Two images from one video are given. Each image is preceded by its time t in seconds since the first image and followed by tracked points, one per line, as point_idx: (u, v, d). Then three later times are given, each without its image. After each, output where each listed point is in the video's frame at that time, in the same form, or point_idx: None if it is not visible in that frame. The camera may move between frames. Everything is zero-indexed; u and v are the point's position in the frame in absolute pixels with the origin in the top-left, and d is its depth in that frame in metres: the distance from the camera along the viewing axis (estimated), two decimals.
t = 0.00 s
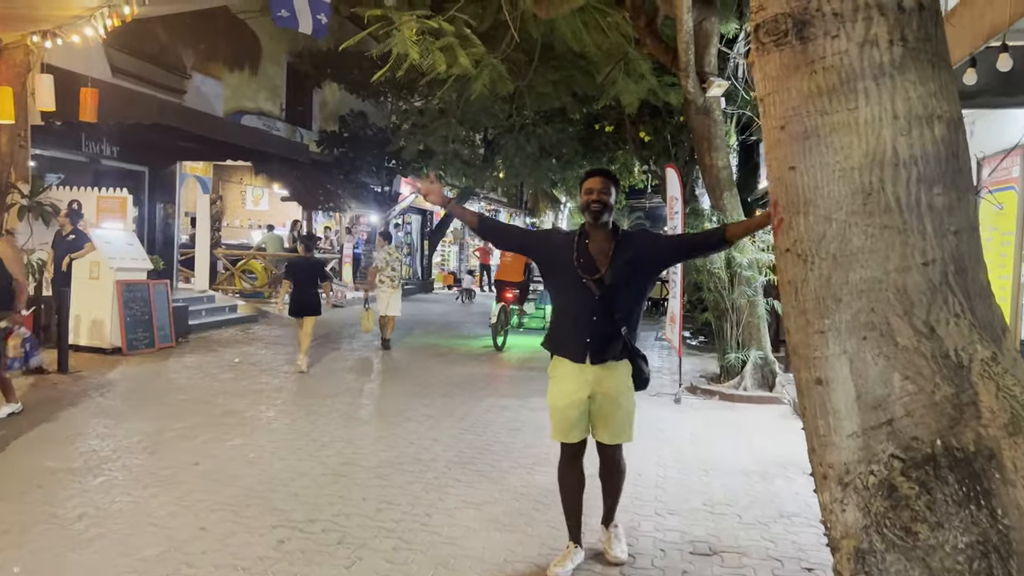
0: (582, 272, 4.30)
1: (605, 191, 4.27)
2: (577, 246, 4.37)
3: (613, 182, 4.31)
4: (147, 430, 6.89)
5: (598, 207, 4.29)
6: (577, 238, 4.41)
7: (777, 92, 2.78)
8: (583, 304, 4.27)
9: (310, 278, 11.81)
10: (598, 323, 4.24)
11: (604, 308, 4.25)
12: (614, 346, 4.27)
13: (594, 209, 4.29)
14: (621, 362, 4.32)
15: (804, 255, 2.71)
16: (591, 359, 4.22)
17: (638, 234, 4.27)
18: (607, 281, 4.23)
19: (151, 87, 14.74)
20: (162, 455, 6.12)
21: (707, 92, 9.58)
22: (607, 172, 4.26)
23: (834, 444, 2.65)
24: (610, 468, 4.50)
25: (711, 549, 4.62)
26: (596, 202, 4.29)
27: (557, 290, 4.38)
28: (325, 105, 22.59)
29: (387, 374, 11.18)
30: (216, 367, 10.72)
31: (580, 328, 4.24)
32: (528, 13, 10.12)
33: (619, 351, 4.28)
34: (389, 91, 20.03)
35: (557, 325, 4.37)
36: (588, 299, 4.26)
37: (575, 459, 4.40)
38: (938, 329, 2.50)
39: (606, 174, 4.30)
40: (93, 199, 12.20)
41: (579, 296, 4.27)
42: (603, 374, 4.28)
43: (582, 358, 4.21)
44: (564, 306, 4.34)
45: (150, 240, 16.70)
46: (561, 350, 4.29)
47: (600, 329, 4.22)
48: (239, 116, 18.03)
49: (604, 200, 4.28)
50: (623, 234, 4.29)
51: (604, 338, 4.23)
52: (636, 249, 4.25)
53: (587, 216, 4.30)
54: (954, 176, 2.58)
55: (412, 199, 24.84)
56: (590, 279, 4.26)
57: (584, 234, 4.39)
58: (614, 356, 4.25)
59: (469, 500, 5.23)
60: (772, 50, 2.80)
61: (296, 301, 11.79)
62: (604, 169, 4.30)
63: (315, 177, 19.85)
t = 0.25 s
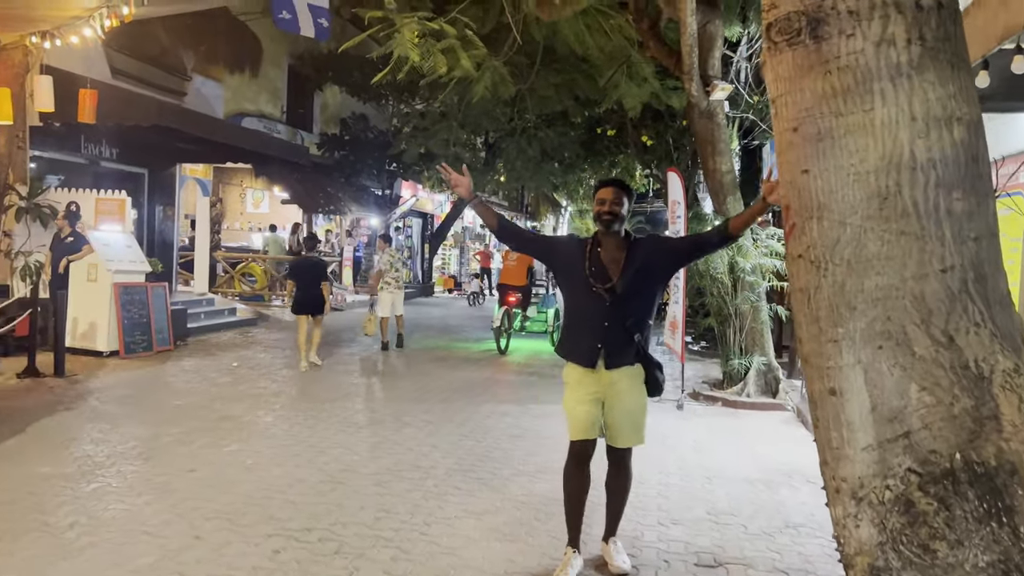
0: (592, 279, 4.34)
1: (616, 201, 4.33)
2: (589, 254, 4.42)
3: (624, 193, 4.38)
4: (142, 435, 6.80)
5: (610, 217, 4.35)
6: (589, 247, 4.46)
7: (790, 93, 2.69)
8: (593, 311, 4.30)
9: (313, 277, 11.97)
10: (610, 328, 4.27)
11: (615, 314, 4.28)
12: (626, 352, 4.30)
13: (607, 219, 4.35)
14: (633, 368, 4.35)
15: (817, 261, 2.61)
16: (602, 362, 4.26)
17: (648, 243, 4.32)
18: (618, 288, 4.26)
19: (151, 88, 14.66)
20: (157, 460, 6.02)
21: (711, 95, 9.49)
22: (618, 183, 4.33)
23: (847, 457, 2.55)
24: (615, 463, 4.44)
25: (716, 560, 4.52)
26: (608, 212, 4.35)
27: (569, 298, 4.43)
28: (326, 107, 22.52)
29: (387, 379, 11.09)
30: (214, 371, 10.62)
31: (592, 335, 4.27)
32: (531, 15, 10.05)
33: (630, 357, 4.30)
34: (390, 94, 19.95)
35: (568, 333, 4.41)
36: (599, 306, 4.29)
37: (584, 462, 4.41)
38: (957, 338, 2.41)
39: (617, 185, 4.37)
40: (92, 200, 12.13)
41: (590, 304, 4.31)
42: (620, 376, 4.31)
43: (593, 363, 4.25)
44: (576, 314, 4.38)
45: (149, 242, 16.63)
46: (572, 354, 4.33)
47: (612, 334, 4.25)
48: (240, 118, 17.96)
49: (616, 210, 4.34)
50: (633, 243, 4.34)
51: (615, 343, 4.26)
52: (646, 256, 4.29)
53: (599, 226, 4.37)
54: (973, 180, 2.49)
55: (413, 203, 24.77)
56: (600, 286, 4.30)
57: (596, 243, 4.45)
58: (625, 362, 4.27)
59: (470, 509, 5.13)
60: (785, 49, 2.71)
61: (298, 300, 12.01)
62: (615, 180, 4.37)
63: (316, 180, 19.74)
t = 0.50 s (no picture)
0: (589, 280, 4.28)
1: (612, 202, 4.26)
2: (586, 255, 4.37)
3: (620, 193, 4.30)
4: (134, 435, 6.73)
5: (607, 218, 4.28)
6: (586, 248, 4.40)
7: (794, 87, 2.62)
8: (590, 310, 4.25)
9: (318, 278, 11.91)
10: (607, 327, 4.20)
11: (612, 313, 4.21)
12: (625, 350, 4.22)
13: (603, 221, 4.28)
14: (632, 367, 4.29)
15: (821, 260, 2.54)
16: (600, 361, 4.20)
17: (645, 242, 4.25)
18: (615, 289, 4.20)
19: (148, 85, 14.56)
20: (149, 461, 5.95)
21: (711, 94, 9.42)
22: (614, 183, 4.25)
23: (851, 462, 2.48)
24: (613, 464, 4.36)
25: (715, 565, 4.44)
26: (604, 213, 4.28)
27: (567, 297, 4.37)
28: (324, 106, 22.44)
29: (383, 378, 11.01)
30: (209, 370, 10.54)
31: (589, 334, 4.21)
32: (529, 13, 9.98)
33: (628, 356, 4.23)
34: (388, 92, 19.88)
35: (566, 332, 4.35)
36: (596, 306, 4.24)
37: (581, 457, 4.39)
38: (965, 340, 2.34)
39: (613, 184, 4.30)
40: (87, 198, 12.06)
41: (587, 302, 4.26)
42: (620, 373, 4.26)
43: (591, 361, 4.19)
44: (574, 315, 4.32)
45: (145, 240, 16.55)
46: (571, 352, 4.28)
47: (609, 333, 4.18)
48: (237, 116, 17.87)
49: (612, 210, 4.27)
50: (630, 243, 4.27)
51: (613, 341, 4.19)
52: (642, 256, 4.22)
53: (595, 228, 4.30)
54: (982, 178, 2.42)
55: (411, 201, 24.69)
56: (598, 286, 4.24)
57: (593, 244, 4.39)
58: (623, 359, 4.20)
59: (465, 512, 5.06)
60: (788, 43, 2.64)
61: (302, 300, 11.95)
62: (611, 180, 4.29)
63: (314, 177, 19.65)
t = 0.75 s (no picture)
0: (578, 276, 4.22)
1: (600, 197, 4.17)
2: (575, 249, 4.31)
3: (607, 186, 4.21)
4: (125, 434, 6.63)
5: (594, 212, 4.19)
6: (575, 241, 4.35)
7: (799, 79, 2.53)
8: (578, 304, 4.21)
9: (318, 274, 11.81)
10: (595, 320, 4.17)
11: (600, 307, 4.16)
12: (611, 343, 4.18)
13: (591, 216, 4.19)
14: (619, 359, 4.24)
15: (827, 258, 2.45)
16: (587, 355, 4.16)
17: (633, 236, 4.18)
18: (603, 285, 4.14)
19: (143, 81, 14.44)
20: (139, 461, 5.85)
21: (711, 91, 9.33)
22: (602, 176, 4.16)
23: (858, 468, 2.39)
24: (606, 465, 4.26)
25: (714, 570, 4.35)
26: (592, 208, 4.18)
27: (557, 292, 4.34)
28: (321, 102, 22.33)
29: (379, 377, 10.92)
30: (203, 368, 10.44)
31: (576, 328, 4.17)
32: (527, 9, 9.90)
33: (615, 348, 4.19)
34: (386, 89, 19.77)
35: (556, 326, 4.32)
36: (584, 300, 4.20)
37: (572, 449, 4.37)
38: (977, 342, 2.25)
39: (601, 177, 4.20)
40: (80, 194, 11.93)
41: (575, 296, 4.22)
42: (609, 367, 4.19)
43: (578, 355, 4.16)
44: (563, 309, 4.30)
45: (140, 237, 16.43)
46: (559, 346, 4.25)
47: (596, 325, 4.14)
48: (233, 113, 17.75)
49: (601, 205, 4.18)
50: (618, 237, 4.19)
51: (601, 334, 4.15)
52: (631, 250, 4.15)
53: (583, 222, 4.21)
54: (995, 174, 2.33)
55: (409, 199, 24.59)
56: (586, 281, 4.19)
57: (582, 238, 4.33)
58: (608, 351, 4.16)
59: (460, 514, 4.97)
60: (794, 33, 2.55)
61: (303, 296, 11.86)
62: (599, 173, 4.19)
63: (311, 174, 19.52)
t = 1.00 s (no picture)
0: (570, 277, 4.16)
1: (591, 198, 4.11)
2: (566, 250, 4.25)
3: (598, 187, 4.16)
4: (116, 435, 6.54)
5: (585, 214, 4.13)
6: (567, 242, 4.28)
7: (803, 73, 2.44)
8: (570, 305, 4.13)
9: (317, 272, 11.73)
10: (588, 322, 4.09)
11: (593, 309, 4.09)
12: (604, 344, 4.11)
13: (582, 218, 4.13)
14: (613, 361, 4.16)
15: (832, 258, 2.36)
16: (580, 356, 4.08)
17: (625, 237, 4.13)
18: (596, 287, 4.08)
19: (138, 77, 14.32)
20: (129, 462, 5.76)
21: (710, 89, 9.26)
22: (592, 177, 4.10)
23: (863, 475, 2.31)
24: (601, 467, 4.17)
25: None
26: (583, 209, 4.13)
27: (549, 293, 4.26)
28: (318, 100, 22.24)
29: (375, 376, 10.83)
30: (197, 367, 10.35)
31: (569, 329, 4.09)
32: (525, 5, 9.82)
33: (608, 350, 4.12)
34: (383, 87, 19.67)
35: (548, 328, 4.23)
36: (576, 302, 4.12)
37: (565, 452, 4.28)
38: (988, 345, 2.16)
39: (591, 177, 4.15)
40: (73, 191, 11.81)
41: (567, 297, 4.15)
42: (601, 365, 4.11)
43: (572, 355, 4.08)
44: (555, 310, 4.21)
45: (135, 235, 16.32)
46: (551, 347, 4.16)
47: (590, 327, 4.06)
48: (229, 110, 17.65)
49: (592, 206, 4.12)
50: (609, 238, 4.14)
51: (594, 336, 4.08)
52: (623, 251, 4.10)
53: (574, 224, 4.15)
54: (1006, 170, 2.24)
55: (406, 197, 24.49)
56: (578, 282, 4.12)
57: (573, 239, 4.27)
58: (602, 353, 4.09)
59: (454, 517, 4.88)
60: (798, 25, 2.46)
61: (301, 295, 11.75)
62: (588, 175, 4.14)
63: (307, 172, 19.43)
